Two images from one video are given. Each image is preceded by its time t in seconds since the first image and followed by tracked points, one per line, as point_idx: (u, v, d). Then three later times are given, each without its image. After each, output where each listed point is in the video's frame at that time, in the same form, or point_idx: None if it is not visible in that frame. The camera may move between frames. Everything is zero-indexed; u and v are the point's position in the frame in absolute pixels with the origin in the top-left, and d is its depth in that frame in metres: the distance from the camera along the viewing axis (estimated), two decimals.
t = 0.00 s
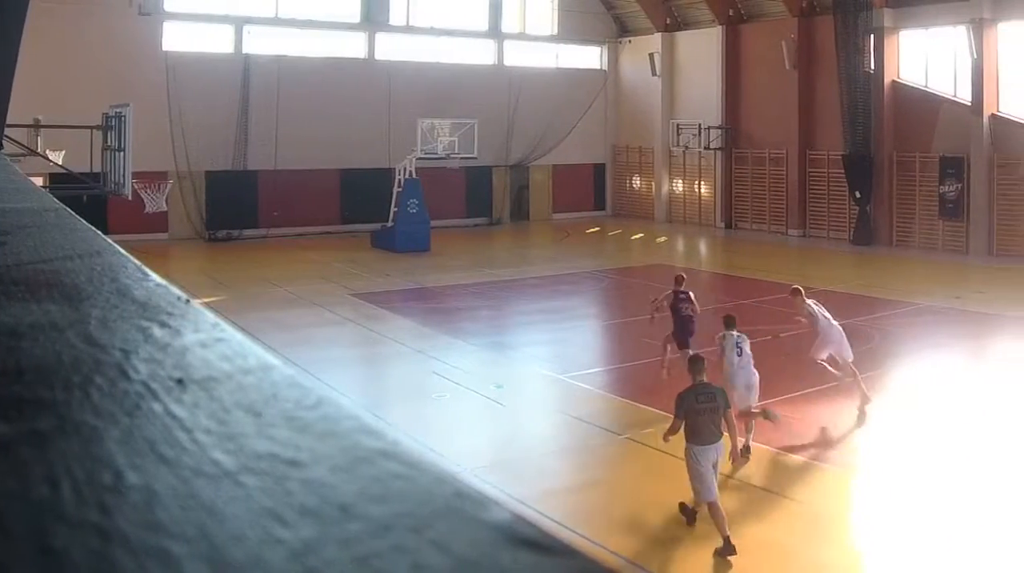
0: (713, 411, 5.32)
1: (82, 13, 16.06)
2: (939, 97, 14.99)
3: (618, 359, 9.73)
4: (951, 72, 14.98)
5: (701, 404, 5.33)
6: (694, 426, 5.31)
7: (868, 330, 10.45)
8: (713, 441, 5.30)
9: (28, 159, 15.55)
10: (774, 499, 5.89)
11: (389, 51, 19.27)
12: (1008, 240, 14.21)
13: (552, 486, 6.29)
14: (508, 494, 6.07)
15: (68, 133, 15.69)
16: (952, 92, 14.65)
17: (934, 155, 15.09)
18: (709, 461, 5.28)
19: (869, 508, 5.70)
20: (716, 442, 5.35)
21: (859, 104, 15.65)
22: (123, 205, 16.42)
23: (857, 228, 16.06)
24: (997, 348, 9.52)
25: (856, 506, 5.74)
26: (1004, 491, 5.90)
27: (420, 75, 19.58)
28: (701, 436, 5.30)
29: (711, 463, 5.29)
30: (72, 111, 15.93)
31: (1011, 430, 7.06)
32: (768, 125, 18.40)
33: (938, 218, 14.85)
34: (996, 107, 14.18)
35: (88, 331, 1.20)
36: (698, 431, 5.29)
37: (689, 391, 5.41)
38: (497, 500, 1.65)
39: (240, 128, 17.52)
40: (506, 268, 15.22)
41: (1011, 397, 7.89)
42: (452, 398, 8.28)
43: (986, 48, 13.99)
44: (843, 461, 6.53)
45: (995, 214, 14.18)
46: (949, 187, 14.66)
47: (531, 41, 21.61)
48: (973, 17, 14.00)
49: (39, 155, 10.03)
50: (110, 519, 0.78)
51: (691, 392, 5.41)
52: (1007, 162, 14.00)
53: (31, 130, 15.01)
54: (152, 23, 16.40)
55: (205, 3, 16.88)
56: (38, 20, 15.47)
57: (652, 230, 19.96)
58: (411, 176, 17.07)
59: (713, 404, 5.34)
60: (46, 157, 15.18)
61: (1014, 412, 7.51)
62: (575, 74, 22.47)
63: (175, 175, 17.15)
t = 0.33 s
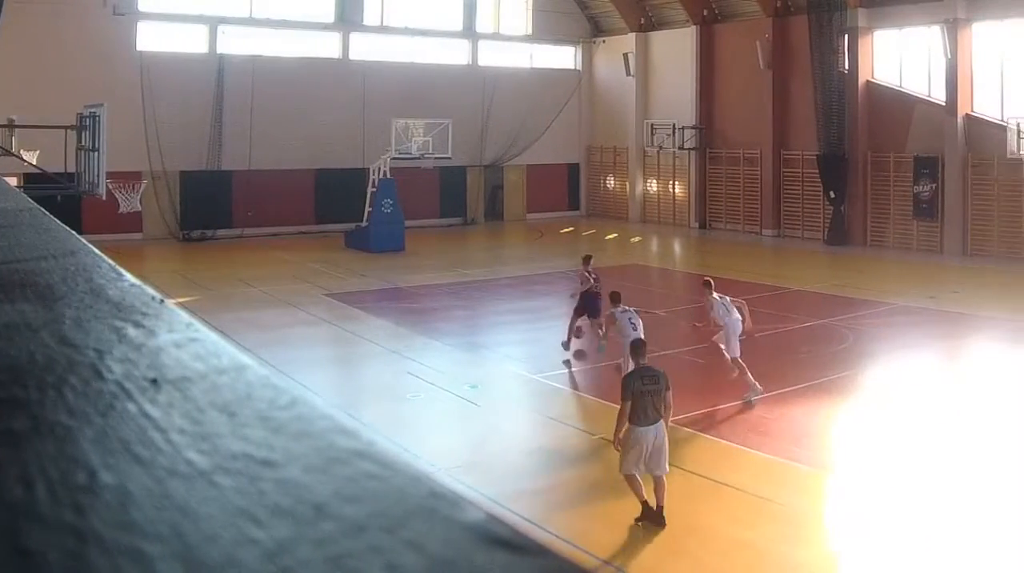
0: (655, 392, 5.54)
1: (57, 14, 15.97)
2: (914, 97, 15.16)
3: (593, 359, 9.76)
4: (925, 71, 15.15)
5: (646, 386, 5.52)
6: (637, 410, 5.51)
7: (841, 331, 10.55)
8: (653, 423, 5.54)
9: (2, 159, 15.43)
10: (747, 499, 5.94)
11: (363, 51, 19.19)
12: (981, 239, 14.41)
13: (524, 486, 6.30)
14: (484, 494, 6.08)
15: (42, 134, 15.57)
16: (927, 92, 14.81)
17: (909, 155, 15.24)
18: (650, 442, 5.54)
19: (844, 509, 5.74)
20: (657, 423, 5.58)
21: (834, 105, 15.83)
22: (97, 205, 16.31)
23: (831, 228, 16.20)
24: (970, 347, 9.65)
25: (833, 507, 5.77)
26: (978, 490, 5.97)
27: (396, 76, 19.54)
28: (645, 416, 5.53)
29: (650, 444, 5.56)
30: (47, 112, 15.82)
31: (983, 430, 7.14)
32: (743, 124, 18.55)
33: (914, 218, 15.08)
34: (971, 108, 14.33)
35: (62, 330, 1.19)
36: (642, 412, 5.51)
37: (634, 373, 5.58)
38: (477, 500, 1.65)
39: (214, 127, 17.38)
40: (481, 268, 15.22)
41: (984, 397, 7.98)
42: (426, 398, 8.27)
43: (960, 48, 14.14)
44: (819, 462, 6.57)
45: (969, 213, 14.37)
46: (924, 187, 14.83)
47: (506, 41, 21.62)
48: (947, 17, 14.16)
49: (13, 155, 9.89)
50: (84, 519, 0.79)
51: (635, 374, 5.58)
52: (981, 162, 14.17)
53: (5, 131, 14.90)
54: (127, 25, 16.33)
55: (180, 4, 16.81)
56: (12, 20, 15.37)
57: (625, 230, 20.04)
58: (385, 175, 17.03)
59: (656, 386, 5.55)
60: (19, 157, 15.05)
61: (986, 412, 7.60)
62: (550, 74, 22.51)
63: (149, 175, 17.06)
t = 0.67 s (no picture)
0: (592, 387, 5.70)
1: (30, 12, 15.85)
2: (888, 97, 15.34)
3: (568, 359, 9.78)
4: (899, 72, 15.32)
5: (583, 383, 5.66)
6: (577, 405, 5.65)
7: (815, 331, 10.65)
8: (591, 416, 5.71)
9: None
10: (722, 499, 5.97)
11: (337, 51, 19.11)
12: (955, 239, 14.59)
13: (496, 486, 6.31)
14: (459, 493, 6.08)
15: (15, 133, 15.43)
16: (901, 92, 14.98)
17: (883, 154, 15.41)
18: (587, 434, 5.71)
19: (820, 509, 5.79)
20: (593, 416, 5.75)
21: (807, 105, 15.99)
22: (71, 205, 16.18)
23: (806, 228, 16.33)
24: (944, 347, 9.77)
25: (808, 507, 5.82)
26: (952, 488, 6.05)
27: (370, 76, 19.49)
28: (582, 411, 5.70)
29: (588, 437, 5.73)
30: (20, 111, 15.69)
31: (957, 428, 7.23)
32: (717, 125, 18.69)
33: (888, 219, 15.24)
34: (944, 107, 14.50)
35: (35, 330, 1.18)
36: (580, 408, 5.68)
37: (570, 370, 5.69)
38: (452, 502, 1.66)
39: (188, 126, 17.27)
40: (455, 268, 15.21)
41: (956, 397, 8.08)
42: (401, 398, 8.25)
43: (933, 48, 14.30)
44: (794, 463, 6.61)
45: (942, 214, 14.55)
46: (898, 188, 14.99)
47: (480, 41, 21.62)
48: (922, 18, 14.32)
49: None
50: (59, 519, 0.80)
51: (572, 371, 5.70)
52: (955, 162, 14.35)
53: None
54: (100, 25, 16.22)
55: (153, 3, 16.70)
56: None
57: (599, 230, 20.10)
58: (360, 176, 16.97)
59: (591, 382, 5.70)
60: None
61: (959, 412, 7.69)
62: (525, 74, 22.52)
63: (123, 174, 16.94)
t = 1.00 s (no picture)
0: (534, 374, 6.02)
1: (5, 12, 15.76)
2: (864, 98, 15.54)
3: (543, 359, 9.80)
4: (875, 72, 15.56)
5: (523, 369, 6.00)
6: (516, 391, 5.98)
7: (790, 331, 10.74)
8: (532, 404, 6.01)
9: None
10: (698, 500, 5.99)
11: (313, 50, 19.03)
12: (931, 238, 14.82)
13: (472, 486, 6.32)
14: (436, 494, 6.09)
15: None
16: (877, 93, 15.21)
17: (858, 154, 15.63)
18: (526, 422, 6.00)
19: (795, 510, 5.82)
20: (535, 405, 6.05)
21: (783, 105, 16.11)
22: (46, 205, 16.09)
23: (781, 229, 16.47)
24: (919, 345, 9.90)
25: (784, 507, 5.87)
26: (927, 490, 6.12)
27: (347, 76, 19.44)
28: (523, 397, 6.00)
29: (527, 424, 6.02)
30: None
31: (931, 428, 7.33)
32: (692, 125, 18.84)
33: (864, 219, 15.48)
34: (919, 107, 14.77)
35: (9, 329, 1.17)
36: (520, 392, 5.98)
37: (514, 357, 6.06)
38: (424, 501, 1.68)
39: (163, 127, 17.17)
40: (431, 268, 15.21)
41: (931, 396, 8.18)
42: (375, 398, 8.24)
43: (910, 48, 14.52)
44: (771, 463, 6.66)
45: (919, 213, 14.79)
46: (875, 188, 15.20)
47: (456, 41, 21.64)
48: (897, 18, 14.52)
49: None
50: (36, 521, 0.82)
51: (515, 359, 6.06)
52: (930, 162, 14.59)
53: None
54: (76, 26, 16.14)
55: (131, 3, 16.66)
56: None
57: (575, 230, 20.19)
58: (336, 175, 16.91)
59: (534, 370, 6.03)
60: None
61: (933, 410, 7.79)
62: (501, 74, 22.58)
63: (100, 174, 16.88)
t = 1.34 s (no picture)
0: (480, 365, 6.21)
1: None
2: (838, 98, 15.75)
3: (517, 359, 9.80)
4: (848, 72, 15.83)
5: (468, 359, 6.19)
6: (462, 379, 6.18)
7: (765, 330, 10.81)
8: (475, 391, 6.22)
9: None
10: (675, 501, 5.99)
11: (286, 51, 18.91)
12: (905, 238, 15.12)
13: (448, 486, 6.29)
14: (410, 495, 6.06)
15: None
16: (851, 92, 15.42)
17: (833, 155, 15.90)
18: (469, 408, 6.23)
19: (774, 510, 5.82)
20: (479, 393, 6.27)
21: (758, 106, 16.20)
22: (19, 205, 15.94)
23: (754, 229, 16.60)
24: (892, 345, 10.03)
25: (759, 507, 5.88)
26: (902, 487, 6.17)
27: (321, 75, 19.35)
28: (467, 386, 6.23)
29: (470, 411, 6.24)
30: None
31: (904, 427, 7.41)
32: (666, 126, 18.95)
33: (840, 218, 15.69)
34: (894, 107, 15.09)
35: None
36: (464, 381, 6.21)
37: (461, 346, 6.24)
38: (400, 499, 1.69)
39: (138, 128, 17.04)
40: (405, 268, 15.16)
41: (903, 395, 8.28)
42: (348, 398, 8.20)
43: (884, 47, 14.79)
44: (746, 463, 6.68)
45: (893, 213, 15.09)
46: (849, 187, 15.46)
47: (430, 41, 21.64)
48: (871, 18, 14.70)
49: None
50: (10, 520, 0.82)
51: (463, 348, 6.24)
52: (906, 162, 14.91)
53: None
54: (52, 27, 16.01)
55: (106, 3, 16.57)
56: None
57: (548, 230, 20.26)
58: (310, 175, 16.83)
59: (480, 361, 6.22)
60: None
61: (905, 409, 7.88)
62: (476, 75, 22.62)
63: (74, 175, 16.77)
